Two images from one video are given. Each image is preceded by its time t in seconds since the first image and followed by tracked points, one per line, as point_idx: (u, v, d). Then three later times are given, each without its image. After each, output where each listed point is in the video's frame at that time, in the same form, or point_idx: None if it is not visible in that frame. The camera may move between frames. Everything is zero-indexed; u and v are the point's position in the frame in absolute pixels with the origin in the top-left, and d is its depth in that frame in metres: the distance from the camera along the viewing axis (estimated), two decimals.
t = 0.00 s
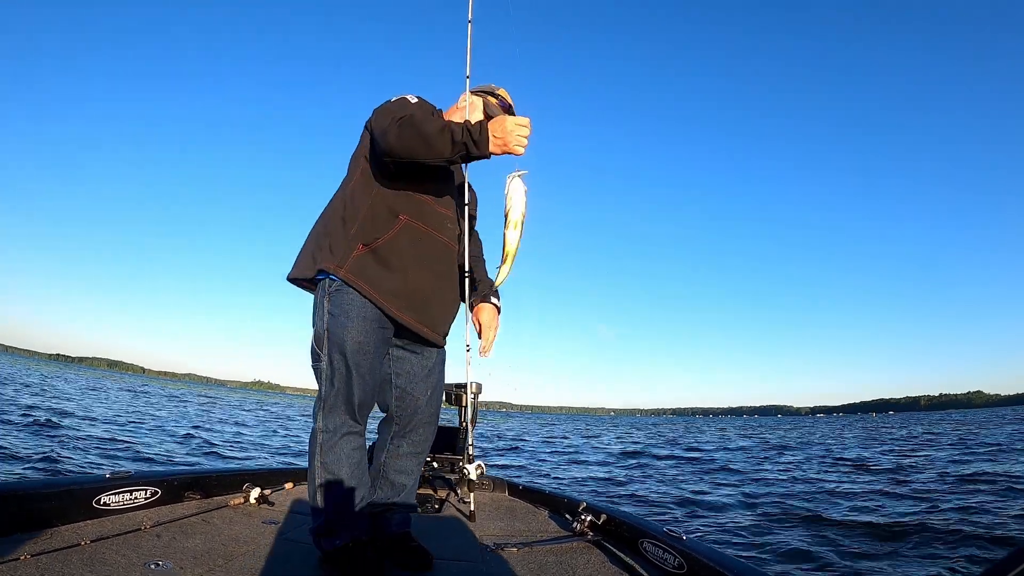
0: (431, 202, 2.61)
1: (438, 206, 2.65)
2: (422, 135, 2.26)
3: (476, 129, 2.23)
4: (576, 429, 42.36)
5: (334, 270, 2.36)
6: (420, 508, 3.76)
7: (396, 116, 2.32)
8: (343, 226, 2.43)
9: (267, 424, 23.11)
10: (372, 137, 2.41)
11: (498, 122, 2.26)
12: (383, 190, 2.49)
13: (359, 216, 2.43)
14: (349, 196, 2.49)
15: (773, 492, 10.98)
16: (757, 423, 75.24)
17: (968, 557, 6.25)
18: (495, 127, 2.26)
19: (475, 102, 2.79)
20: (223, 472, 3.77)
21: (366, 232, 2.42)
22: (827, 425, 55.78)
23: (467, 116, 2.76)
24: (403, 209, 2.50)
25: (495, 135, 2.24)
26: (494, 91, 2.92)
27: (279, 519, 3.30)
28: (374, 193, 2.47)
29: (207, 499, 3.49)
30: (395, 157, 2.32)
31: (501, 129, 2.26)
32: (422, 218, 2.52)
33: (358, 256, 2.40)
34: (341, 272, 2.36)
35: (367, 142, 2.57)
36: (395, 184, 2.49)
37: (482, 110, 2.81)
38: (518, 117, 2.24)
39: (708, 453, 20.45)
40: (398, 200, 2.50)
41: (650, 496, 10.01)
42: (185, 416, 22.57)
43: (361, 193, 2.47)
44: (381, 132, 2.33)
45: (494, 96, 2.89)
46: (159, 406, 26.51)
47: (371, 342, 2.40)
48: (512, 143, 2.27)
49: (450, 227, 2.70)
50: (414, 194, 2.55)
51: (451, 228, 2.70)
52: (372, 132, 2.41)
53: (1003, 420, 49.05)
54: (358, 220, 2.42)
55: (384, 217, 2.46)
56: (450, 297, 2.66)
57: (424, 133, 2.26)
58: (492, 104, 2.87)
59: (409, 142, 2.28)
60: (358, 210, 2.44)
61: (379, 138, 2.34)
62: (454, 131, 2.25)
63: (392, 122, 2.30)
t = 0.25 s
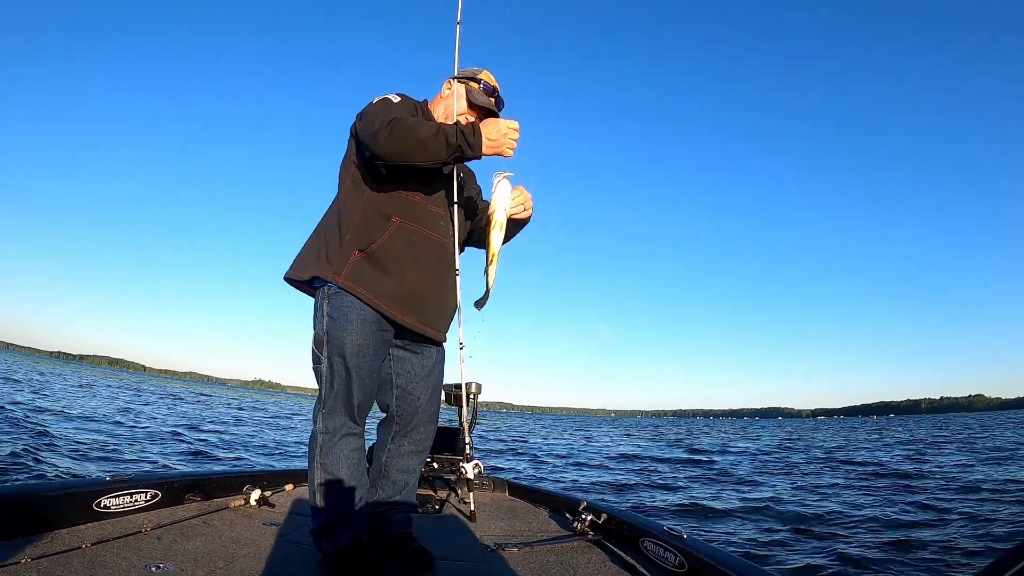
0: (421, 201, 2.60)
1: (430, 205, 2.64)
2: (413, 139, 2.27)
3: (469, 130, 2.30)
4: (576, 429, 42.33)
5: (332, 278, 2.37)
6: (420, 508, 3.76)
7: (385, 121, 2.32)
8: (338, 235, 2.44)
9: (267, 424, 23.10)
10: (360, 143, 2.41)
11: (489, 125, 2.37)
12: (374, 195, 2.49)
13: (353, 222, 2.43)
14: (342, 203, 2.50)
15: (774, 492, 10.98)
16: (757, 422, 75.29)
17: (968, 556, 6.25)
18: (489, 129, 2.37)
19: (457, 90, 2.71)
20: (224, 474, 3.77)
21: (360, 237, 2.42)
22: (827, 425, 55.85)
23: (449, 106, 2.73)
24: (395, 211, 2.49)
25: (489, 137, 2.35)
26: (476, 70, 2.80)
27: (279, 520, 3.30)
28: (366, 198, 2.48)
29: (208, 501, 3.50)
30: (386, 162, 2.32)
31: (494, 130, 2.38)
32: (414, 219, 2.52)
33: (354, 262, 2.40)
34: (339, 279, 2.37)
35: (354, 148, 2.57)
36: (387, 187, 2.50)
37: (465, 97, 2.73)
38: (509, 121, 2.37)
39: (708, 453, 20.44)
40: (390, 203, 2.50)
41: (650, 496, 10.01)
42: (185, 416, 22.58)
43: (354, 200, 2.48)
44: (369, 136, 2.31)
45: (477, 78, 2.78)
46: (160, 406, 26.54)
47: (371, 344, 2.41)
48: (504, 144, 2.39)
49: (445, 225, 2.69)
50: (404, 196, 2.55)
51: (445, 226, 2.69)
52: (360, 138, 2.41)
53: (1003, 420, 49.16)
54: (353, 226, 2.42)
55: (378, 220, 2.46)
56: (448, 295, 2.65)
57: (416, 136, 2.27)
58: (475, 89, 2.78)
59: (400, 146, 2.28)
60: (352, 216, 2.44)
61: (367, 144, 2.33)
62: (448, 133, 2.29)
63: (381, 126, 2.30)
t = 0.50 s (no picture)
0: (408, 199, 2.58)
1: (420, 201, 2.63)
2: (401, 141, 2.27)
3: (459, 129, 2.31)
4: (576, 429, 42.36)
5: (324, 282, 2.37)
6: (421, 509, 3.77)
7: (372, 124, 2.31)
8: (328, 239, 2.44)
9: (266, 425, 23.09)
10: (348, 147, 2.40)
11: (479, 124, 2.38)
12: (364, 197, 2.49)
13: (343, 226, 2.43)
14: (333, 208, 2.50)
15: (774, 492, 10.98)
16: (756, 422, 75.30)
17: (967, 556, 6.26)
18: (478, 127, 2.38)
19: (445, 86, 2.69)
20: (224, 475, 3.77)
21: (349, 240, 2.42)
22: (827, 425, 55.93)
23: (437, 103, 2.73)
24: (382, 211, 2.49)
25: (480, 135, 2.36)
26: (461, 65, 2.81)
27: (280, 522, 3.30)
28: (356, 201, 2.47)
29: (208, 504, 3.49)
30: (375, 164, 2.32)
31: (483, 129, 2.38)
32: (401, 217, 2.51)
33: (346, 265, 2.40)
34: (331, 284, 2.36)
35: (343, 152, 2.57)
36: (377, 189, 2.50)
37: (452, 92, 2.71)
38: (498, 119, 2.38)
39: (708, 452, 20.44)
40: (379, 204, 2.50)
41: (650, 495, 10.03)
42: (185, 417, 22.61)
43: (344, 203, 2.47)
44: (358, 141, 2.31)
45: (463, 72, 2.78)
46: (158, 407, 26.53)
47: (366, 344, 2.40)
48: (492, 140, 2.39)
49: (436, 221, 2.68)
50: (394, 195, 2.54)
51: (437, 222, 2.69)
52: (347, 143, 2.40)
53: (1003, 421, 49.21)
54: (343, 229, 2.42)
55: (368, 222, 2.46)
56: (440, 291, 2.64)
57: (404, 139, 2.27)
58: (462, 83, 2.76)
59: (389, 148, 2.27)
60: (342, 219, 2.44)
61: (355, 147, 2.33)
62: (438, 133, 2.29)
63: (369, 129, 2.30)
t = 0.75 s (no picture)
0: (396, 198, 2.56)
1: (410, 202, 2.60)
2: (386, 146, 2.26)
3: (445, 135, 2.30)
4: (575, 429, 42.39)
5: (317, 288, 2.40)
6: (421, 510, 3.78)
7: (357, 128, 2.31)
8: (323, 246, 2.48)
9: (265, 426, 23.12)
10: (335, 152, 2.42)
11: (465, 130, 2.37)
12: (353, 201, 2.49)
13: (335, 231, 2.46)
14: (327, 215, 2.54)
15: (773, 492, 11.01)
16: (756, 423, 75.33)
17: (965, 556, 6.27)
18: (464, 133, 2.36)
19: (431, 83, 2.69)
20: (223, 476, 3.77)
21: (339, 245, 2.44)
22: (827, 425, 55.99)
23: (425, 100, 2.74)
24: (368, 212, 2.48)
25: (466, 141, 2.35)
26: (448, 58, 2.78)
27: (279, 522, 3.30)
28: (347, 205, 2.49)
29: (208, 504, 3.50)
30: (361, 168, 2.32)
31: (469, 135, 2.37)
32: (388, 217, 2.50)
33: (336, 269, 2.41)
34: (322, 288, 2.39)
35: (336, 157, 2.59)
36: (367, 192, 2.50)
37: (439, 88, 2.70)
38: (484, 125, 2.37)
39: (708, 452, 20.46)
40: (368, 207, 2.50)
41: (649, 495, 10.05)
42: (185, 417, 22.65)
43: (336, 209, 2.51)
44: (345, 145, 2.32)
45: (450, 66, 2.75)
46: (158, 407, 26.56)
47: (355, 345, 2.40)
48: (479, 145, 2.37)
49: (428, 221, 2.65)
50: (383, 197, 2.53)
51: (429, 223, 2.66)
52: (335, 147, 2.41)
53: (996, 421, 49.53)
54: (335, 235, 2.46)
55: (356, 225, 2.46)
56: (431, 290, 2.62)
57: (389, 143, 2.27)
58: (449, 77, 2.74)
59: (374, 152, 2.27)
60: (334, 226, 2.48)
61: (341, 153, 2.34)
62: (423, 137, 2.29)
63: (355, 133, 2.30)
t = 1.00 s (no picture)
0: (395, 194, 2.57)
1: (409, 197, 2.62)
2: (382, 140, 2.28)
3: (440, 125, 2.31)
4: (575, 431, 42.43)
5: (318, 287, 2.40)
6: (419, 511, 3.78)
7: (353, 123, 2.33)
8: (323, 245, 2.48)
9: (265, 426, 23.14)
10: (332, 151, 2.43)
11: (460, 122, 2.35)
12: (353, 199, 2.50)
13: (336, 229, 2.46)
14: (327, 214, 2.54)
15: (772, 493, 11.02)
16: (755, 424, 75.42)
17: (964, 558, 6.29)
18: (458, 125, 2.34)
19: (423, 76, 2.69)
20: (221, 475, 3.77)
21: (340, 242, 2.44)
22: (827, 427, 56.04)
23: (419, 93, 2.75)
24: (369, 209, 2.49)
25: (460, 133, 2.33)
26: (436, 50, 2.75)
27: (278, 521, 3.30)
28: (346, 203, 2.50)
29: (206, 502, 3.50)
30: (358, 164, 2.33)
31: (463, 129, 2.35)
32: (389, 213, 2.51)
33: (337, 267, 2.41)
34: (323, 286, 2.38)
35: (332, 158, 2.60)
36: (365, 189, 2.50)
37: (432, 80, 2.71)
38: (480, 117, 2.33)
39: (707, 453, 20.47)
40: (368, 204, 2.50)
41: (649, 497, 10.05)
42: (185, 417, 22.66)
43: (336, 207, 2.51)
44: (341, 141, 2.32)
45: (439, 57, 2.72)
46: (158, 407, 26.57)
47: (355, 345, 2.40)
48: (474, 140, 2.35)
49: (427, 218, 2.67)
50: (383, 195, 2.54)
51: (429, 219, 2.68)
52: (331, 146, 2.42)
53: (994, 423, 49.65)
54: (335, 233, 2.46)
55: (357, 223, 2.47)
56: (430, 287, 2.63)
57: (386, 136, 2.28)
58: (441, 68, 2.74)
59: (371, 147, 2.29)
60: (334, 225, 2.48)
61: (337, 149, 2.35)
62: (420, 131, 2.30)
63: (351, 129, 2.31)
